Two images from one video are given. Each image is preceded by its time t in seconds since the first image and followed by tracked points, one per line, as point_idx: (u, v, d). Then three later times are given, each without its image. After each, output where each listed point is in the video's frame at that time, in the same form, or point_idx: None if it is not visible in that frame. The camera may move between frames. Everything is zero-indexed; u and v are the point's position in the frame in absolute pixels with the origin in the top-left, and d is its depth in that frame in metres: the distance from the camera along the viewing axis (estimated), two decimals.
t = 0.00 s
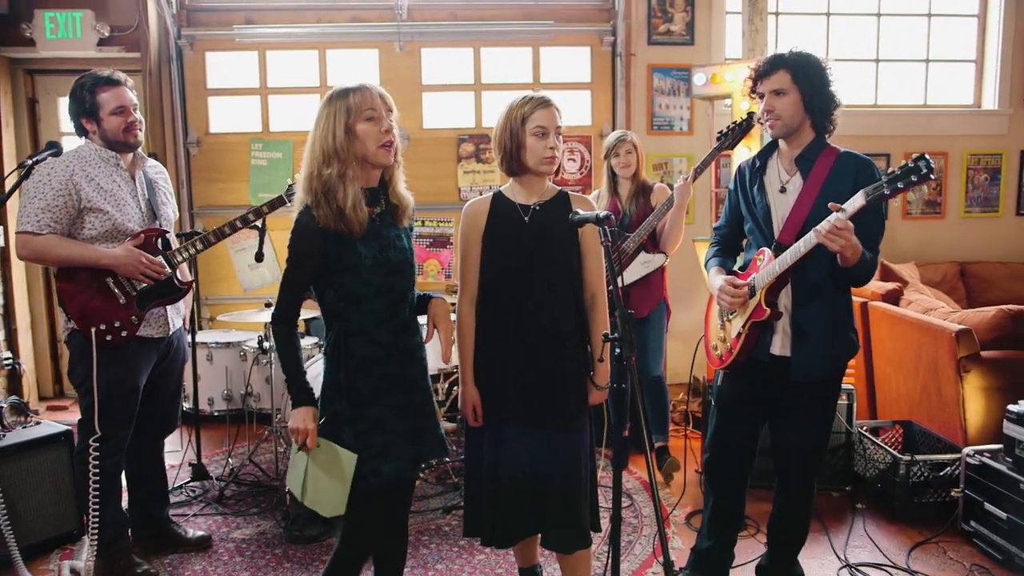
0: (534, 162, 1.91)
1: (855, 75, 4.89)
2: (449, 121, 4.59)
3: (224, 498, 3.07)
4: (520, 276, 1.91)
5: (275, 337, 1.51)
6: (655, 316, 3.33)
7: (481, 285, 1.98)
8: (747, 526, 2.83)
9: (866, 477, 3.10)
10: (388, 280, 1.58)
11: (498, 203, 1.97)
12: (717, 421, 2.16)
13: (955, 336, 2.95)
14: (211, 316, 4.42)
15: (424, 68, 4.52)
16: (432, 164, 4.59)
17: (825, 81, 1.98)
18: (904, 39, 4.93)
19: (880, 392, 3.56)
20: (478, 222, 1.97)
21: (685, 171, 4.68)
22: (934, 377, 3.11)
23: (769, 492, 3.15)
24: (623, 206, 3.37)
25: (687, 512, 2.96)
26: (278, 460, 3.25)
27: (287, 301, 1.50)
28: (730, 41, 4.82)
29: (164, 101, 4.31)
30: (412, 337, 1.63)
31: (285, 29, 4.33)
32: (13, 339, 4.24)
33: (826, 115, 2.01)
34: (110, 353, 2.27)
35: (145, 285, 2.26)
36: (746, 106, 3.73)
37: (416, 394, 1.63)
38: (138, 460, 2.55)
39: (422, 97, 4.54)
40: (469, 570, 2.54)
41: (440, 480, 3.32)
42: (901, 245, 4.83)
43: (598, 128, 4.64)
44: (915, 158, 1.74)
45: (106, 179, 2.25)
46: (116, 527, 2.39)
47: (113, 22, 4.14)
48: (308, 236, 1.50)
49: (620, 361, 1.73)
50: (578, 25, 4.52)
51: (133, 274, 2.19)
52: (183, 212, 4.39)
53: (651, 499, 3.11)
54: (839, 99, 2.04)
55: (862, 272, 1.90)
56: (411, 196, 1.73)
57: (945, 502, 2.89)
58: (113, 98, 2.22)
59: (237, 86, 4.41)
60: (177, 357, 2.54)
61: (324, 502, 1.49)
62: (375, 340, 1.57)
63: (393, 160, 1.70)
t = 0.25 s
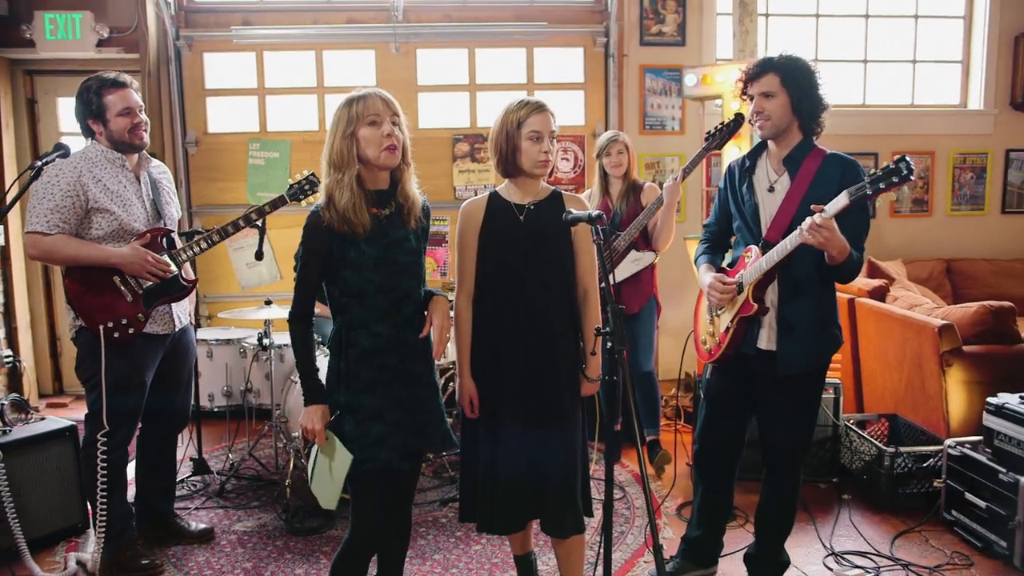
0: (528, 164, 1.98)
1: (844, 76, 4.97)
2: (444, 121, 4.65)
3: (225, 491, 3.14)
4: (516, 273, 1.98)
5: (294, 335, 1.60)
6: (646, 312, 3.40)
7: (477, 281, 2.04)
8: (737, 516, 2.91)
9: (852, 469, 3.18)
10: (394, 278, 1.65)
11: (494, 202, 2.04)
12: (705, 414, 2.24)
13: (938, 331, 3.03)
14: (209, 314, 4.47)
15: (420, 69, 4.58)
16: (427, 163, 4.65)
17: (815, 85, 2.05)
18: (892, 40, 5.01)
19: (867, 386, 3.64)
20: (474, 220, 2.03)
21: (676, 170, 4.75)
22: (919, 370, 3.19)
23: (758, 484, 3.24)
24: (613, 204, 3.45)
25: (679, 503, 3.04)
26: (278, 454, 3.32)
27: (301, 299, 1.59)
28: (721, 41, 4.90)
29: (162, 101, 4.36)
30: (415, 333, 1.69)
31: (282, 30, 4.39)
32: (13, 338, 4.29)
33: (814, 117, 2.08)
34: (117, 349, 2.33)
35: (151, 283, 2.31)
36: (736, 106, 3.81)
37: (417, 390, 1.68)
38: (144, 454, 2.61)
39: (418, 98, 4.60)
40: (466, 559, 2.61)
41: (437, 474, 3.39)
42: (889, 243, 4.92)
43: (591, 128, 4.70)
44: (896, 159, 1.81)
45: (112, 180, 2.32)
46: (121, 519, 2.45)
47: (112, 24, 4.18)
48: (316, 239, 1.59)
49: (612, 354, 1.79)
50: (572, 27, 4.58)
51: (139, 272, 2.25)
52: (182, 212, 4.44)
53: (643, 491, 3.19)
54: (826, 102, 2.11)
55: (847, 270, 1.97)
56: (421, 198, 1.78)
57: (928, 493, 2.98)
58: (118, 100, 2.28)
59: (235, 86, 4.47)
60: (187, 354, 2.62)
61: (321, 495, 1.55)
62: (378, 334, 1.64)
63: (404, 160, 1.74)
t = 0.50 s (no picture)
0: (523, 162, 2.03)
1: (835, 73, 5.04)
2: (440, 116, 4.70)
3: (226, 481, 3.19)
4: (512, 266, 2.03)
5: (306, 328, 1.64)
6: (637, 305, 3.47)
7: (474, 274, 2.09)
8: (727, 505, 2.98)
9: (840, 458, 3.26)
10: (398, 271, 1.70)
11: (491, 198, 2.08)
12: (694, 402, 2.32)
13: (923, 324, 3.11)
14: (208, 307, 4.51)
15: (416, 64, 4.62)
16: (423, 158, 4.70)
17: (803, 83, 2.10)
18: (882, 38, 5.08)
19: (856, 378, 3.72)
20: (472, 214, 2.08)
21: (670, 166, 4.81)
22: (906, 362, 3.26)
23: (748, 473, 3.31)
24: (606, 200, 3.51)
25: (671, 492, 3.12)
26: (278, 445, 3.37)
27: (313, 295, 1.63)
28: (714, 38, 4.95)
29: (160, 97, 4.39)
30: (418, 326, 1.75)
31: (279, 26, 4.42)
32: (13, 331, 4.33)
33: (805, 116, 2.14)
34: (122, 340, 2.38)
35: (155, 276, 2.36)
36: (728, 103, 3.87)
37: (421, 381, 1.75)
38: (148, 444, 2.67)
39: (414, 93, 4.64)
40: (463, 546, 2.67)
41: (434, 465, 3.45)
42: (879, 238, 5.00)
43: (585, 124, 4.75)
44: (882, 156, 1.87)
45: (117, 176, 2.37)
46: (127, 507, 2.50)
47: (110, 20, 4.21)
48: (323, 232, 1.65)
49: (605, 345, 1.84)
50: (566, 24, 4.63)
51: (144, 266, 2.30)
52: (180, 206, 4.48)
53: (636, 480, 3.26)
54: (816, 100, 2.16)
55: (835, 263, 2.03)
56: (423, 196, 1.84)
57: (913, 481, 3.05)
58: (122, 96, 2.32)
59: (233, 82, 4.50)
60: (188, 345, 2.67)
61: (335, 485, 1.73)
62: (382, 327, 1.70)
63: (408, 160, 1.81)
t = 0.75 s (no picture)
0: (520, 154, 2.06)
1: (829, 66, 5.07)
2: (438, 110, 4.72)
3: (227, 470, 3.23)
4: (511, 256, 2.07)
5: (306, 317, 1.67)
6: (632, 296, 3.51)
7: (473, 264, 2.13)
8: (721, 492, 3.03)
9: (833, 446, 3.31)
10: (402, 256, 1.74)
11: (491, 188, 2.12)
12: (686, 389, 2.37)
13: (915, 314, 3.15)
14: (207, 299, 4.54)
15: (413, 58, 4.64)
16: (421, 151, 4.73)
17: (797, 74, 2.14)
18: (876, 31, 5.12)
19: (849, 368, 3.77)
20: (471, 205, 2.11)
21: (665, 158, 4.85)
22: (898, 352, 3.31)
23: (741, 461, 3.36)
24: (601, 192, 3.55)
25: (666, 480, 3.16)
26: (278, 435, 3.41)
27: (315, 284, 1.66)
28: (709, 32, 4.98)
29: (159, 90, 4.41)
30: (421, 314, 1.79)
31: (277, 19, 4.44)
32: (13, 323, 4.35)
33: (800, 107, 2.17)
34: (124, 330, 2.41)
35: (156, 268, 2.39)
36: (723, 96, 3.90)
37: (422, 369, 1.79)
38: (151, 432, 2.70)
39: (411, 86, 4.66)
40: (462, 533, 2.72)
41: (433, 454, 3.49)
42: (872, 230, 5.05)
43: (581, 117, 4.78)
44: (877, 148, 1.91)
45: (119, 168, 2.40)
46: (130, 495, 2.53)
47: (109, 13, 4.23)
48: (326, 218, 1.66)
49: (601, 332, 1.87)
50: (563, 17, 4.65)
51: (145, 257, 2.33)
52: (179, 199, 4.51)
53: (632, 468, 3.31)
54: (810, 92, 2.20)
55: (827, 253, 2.07)
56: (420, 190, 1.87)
57: (905, 469, 3.10)
58: (125, 89, 2.35)
59: (231, 75, 4.52)
60: (189, 334, 2.69)
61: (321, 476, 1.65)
62: (386, 316, 1.73)
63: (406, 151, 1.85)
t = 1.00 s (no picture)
0: (516, 149, 2.08)
1: (824, 65, 5.11)
2: (435, 108, 4.74)
3: (227, 467, 3.25)
4: (509, 252, 2.10)
5: (307, 312, 1.69)
6: (628, 293, 3.54)
7: (472, 260, 2.15)
8: (717, 486, 3.06)
9: (827, 442, 3.34)
10: (402, 251, 1.77)
11: (489, 185, 2.14)
12: (681, 383, 2.40)
13: (908, 310, 3.19)
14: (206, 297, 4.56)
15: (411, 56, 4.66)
16: (418, 150, 4.75)
17: (792, 73, 2.17)
18: (871, 30, 5.15)
19: (844, 364, 3.81)
20: (470, 201, 2.13)
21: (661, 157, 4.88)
22: (891, 348, 3.35)
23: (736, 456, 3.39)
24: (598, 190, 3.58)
25: (661, 475, 3.20)
26: (277, 432, 3.43)
27: (315, 280, 1.68)
28: (705, 31, 5.01)
29: (157, 88, 4.43)
30: (422, 309, 1.81)
31: (274, 18, 4.45)
32: (12, 321, 4.37)
33: (794, 106, 2.20)
34: (124, 327, 2.43)
35: (156, 265, 2.41)
36: (719, 94, 3.93)
37: (424, 364, 1.82)
38: (151, 428, 2.72)
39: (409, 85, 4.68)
40: (461, 527, 2.74)
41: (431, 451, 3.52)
42: (867, 228, 5.08)
43: (578, 115, 4.80)
44: (869, 150, 1.96)
45: (121, 166, 2.42)
46: (130, 491, 2.55)
47: (107, 11, 4.25)
48: (327, 215, 1.69)
49: (599, 326, 1.89)
50: (559, 16, 4.67)
51: (145, 255, 2.34)
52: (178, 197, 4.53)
53: (628, 464, 3.35)
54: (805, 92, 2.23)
55: (818, 250, 2.10)
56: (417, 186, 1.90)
57: (898, 463, 3.13)
58: (127, 88, 2.37)
59: (229, 73, 4.54)
60: (188, 330, 2.71)
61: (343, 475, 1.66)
62: (387, 311, 1.76)
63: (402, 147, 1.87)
